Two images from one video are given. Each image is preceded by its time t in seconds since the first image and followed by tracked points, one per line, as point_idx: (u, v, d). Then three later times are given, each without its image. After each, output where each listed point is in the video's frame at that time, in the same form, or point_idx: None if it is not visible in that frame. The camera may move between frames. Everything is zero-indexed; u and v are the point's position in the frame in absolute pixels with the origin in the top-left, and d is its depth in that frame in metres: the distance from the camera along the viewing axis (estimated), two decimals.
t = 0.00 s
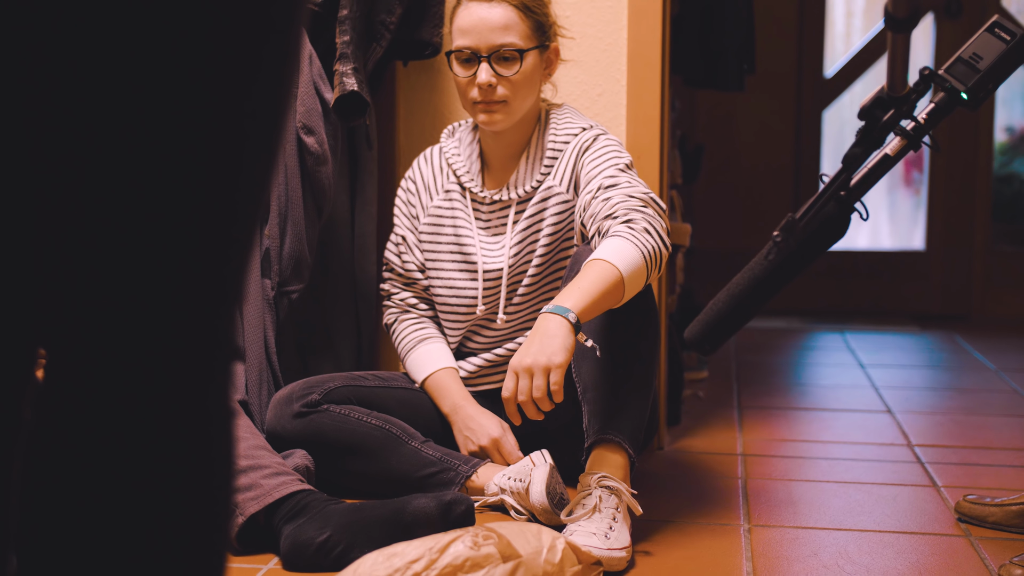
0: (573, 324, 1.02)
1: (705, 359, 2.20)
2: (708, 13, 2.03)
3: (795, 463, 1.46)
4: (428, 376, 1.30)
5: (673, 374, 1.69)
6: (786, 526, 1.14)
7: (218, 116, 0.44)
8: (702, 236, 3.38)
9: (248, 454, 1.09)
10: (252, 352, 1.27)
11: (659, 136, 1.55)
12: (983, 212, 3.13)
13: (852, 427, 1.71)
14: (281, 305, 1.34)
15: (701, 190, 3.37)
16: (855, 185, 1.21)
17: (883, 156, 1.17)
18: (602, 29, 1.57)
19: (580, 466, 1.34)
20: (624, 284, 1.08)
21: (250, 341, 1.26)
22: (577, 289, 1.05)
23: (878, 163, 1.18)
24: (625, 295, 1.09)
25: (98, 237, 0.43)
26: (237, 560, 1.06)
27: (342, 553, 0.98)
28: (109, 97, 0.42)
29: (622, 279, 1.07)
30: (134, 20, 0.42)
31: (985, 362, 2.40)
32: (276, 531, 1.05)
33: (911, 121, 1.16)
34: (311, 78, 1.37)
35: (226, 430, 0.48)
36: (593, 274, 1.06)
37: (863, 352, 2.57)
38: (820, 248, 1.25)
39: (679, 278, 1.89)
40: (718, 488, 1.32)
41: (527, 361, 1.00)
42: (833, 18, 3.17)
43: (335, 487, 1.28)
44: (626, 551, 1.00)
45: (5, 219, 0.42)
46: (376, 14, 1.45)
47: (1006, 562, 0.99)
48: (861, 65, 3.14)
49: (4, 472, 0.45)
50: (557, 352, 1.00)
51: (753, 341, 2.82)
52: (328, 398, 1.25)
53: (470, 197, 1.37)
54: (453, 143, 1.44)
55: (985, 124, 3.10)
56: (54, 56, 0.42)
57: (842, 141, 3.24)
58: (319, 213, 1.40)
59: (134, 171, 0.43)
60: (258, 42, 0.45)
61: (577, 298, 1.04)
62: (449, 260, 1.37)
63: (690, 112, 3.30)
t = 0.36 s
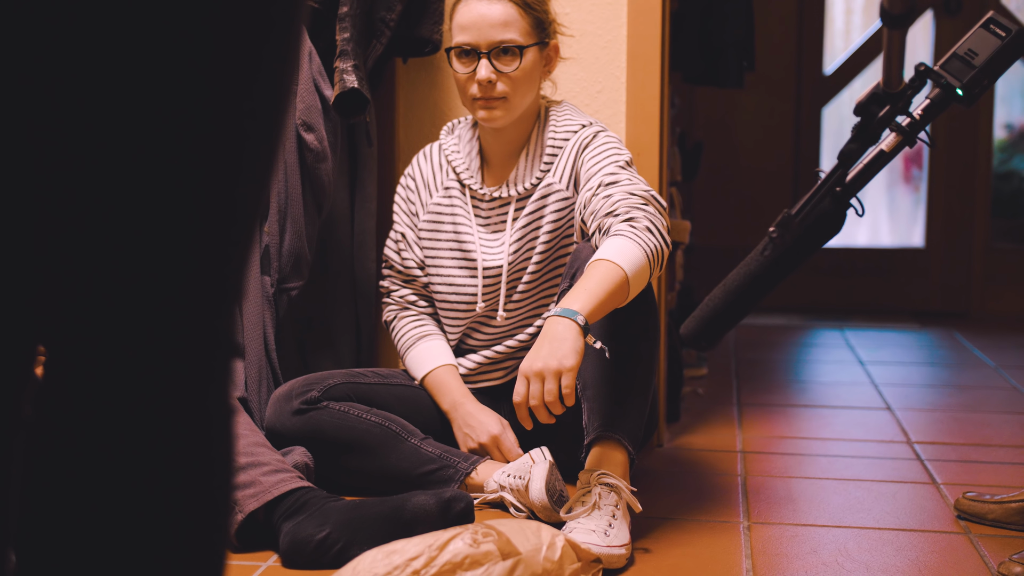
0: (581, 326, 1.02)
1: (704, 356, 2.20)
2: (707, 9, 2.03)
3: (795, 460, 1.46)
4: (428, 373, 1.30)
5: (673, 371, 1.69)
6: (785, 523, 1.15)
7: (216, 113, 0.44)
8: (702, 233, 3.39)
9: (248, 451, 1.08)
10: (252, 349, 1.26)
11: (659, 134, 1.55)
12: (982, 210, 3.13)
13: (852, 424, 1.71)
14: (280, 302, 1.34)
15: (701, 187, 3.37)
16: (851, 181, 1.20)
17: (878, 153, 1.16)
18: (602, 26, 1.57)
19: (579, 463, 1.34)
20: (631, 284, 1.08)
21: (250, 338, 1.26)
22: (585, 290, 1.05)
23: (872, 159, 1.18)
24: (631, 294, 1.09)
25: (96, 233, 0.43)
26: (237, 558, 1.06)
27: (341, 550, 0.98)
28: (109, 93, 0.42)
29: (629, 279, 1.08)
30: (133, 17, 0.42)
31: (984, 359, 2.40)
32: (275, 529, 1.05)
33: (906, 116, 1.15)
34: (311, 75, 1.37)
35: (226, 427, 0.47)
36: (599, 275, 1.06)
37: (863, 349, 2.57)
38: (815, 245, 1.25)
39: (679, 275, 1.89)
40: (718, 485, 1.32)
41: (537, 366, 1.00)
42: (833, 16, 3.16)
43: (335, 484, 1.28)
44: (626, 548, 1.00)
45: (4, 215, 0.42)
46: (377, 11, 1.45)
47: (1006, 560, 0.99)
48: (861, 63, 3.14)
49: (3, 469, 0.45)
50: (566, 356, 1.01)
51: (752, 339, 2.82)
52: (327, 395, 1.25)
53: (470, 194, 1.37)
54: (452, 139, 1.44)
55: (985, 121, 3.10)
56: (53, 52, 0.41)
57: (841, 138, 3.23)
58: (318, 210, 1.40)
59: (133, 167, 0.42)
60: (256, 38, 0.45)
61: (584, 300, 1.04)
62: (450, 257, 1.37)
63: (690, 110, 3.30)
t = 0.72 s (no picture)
0: (574, 323, 1.02)
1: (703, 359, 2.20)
2: (707, 12, 2.03)
3: (793, 463, 1.46)
4: (428, 374, 1.30)
5: (672, 373, 1.69)
6: (784, 527, 1.15)
7: (217, 117, 0.44)
8: (702, 235, 3.39)
9: (247, 453, 1.08)
10: (251, 351, 1.27)
11: (657, 138, 1.55)
12: (982, 212, 3.13)
13: (851, 427, 1.71)
14: (279, 304, 1.34)
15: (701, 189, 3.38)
16: (850, 184, 1.20)
17: (877, 155, 1.16)
18: (601, 29, 1.57)
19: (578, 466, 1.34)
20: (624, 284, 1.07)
21: (249, 340, 1.26)
22: (579, 288, 1.05)
23: (871, 162, 1.17)
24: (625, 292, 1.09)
25: (96, 237, 0.43)
26: (236, 560, 1.06)
27: (339, 553, 0.98)
28: (109, 97, 0.42)
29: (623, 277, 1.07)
30: (133, 21, 0.42)
31: (984, 362, 2.40)
32: (274, 531, 1.05)
33: (905, 119, 1.15)
34: (311, 79, 1.37)
35: (226, 432, 0.47)
36: (593, 273, 1.06)
37: (862, 352, 2.57)
38: (814, 247, 1.25)
39: (678, 278, 1.89)
40: (717, 488, 1.32)
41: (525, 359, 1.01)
42: (832, 18, 3.17)
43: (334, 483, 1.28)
44: (625, 553, 1.00)
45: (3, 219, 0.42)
46: (376, 14, 1.45)
47: (1004, 563, 0.99)
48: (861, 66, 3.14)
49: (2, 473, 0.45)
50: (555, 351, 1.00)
51: (752, 341, 2.82)
52: (328, 394, 1.26)
53: (467, 196, 1.37)
54: (449, 141, 1.44)
55: (985, 124, 3.09)
56: (53, 56, 0.41)
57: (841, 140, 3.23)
58: (318, 212, 1.40)
59: (133, 171, 0.43)
60: (257, 42, 0.45)
61: (577, 297, 1.04)
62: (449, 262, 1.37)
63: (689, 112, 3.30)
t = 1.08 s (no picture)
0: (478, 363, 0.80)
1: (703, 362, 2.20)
2: (707, 14, 2.03)
3: (794, 466, 1.46)
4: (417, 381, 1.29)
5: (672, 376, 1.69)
6: (784, 529, 1.15)
7: (221, 120, 0.44)
8: (702, 237, 3.39)
9: (248, 456, 1.09)
10: (252, 354, 1.27)
11: (659, 138, 1.55)
12: (982, 214, 3.13)
13: (851, 430, 1.71)
14: (280, 307, 1.34)
15: (701, 191, 3.37)
16: (855, 184, 1.21)
17: (882, 155, 1.16)
18: (601, 31, 1.57)
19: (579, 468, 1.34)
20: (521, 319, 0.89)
21: (250, 343, 1.26)
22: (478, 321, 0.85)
23: (877, 162, 1.17)
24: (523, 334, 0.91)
25: (100, 240, 0.43)
26: (237, 562, 1.06)
27: (340, 555, 0.98)
28: (112, 101, 0.42)
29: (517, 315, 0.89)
30: (137, 25, 0.42)
31: (984, 365, 2.41)
32: (275, 534, 1.05)
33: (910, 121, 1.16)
34: (311, 81, 1.38)
35: (231, 434, 0.48)
36: (487, 312, 0.86)
37: (863, 354, 2.57)
38: (819, 249, 1.24)
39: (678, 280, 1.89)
40: (717, 491, 1.32)
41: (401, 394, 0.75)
42: (832, 21, 3.17)
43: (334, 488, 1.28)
44: (626, 558, 1.00)
45: (6, 222, 0.42)
46: (377, 16, 1.45)
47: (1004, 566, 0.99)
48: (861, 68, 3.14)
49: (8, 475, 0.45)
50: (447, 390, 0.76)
51: (752, 344, 2.82)
52: (326, 402, 1.25)
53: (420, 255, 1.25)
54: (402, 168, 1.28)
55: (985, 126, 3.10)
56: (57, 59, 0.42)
57: (841, 143, 3.25)
58: (318, 216, 1.40)
59: (137, 175, 0.43)
60: (260, 46, 0.45)
61: (478, 338, 0.83)
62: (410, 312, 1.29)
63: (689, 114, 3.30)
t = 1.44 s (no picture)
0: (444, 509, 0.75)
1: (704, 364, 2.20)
2: (707, 16, 2.03)
3: (795, 469, 1.46)
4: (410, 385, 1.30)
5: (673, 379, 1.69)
6: (786, 533, 1.14)
7: (226, 119, 0.44)
8: (703, 240, 3.39)
9: (249, 458, 1.09)
10: (252, 357, 1.26)
11: (660, 140, 1.56)
12: (983, 217, 3.13)
13: (852, 433, 1.70)
14: (286, 308, 1.34)
15: (701, 194, 3.37)
16: (860, 188, 1.20)
17: (888, 158, 1.15)
18: (602, 34, 1.57)
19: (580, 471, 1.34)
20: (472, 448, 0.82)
21: (251, 346, 1.26)
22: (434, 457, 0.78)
23: (881, 165, 1.17)
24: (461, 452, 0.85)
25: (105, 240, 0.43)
26: (237, 565, 1.06)
27: (341, 558, 0.97)
28: (119, 101, 0.42)
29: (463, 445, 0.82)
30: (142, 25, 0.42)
31: (985, 368, 2.40)
32: (275, 537, 1.05)
33: (915, 124, 1.15)
34: (314, 84, 1.38)
35: (235, 434, 0.48)
36: (443, 444, 0.80)
37: (863, 358, 2.57)
38: (823, 253, 1.24)
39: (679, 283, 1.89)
40: (719, 494, 1.32)
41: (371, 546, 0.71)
42: (833, 23, 3.17)
43: (335, 498, 1.26)
44: (627, 561, 1.01)
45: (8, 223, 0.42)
46: (377, 19, 1.43)
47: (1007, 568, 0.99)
48: (861, 70, 3.14)
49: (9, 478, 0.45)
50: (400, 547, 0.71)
51: (753, 347, 2.82)
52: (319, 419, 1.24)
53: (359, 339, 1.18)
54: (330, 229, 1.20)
55: (986, 128, 3.10)
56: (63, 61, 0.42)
57: (843, 145, 3.24)
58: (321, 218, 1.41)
59: (141, 175, 0.43)
60: (267, 47, 0.44)
61: (440, 477, 0.77)
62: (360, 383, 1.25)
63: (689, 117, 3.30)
